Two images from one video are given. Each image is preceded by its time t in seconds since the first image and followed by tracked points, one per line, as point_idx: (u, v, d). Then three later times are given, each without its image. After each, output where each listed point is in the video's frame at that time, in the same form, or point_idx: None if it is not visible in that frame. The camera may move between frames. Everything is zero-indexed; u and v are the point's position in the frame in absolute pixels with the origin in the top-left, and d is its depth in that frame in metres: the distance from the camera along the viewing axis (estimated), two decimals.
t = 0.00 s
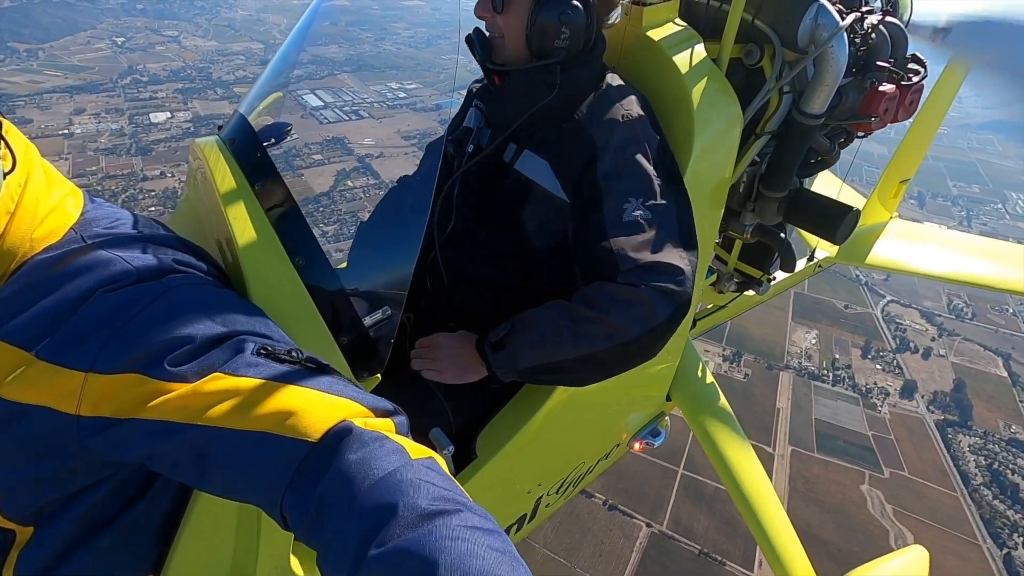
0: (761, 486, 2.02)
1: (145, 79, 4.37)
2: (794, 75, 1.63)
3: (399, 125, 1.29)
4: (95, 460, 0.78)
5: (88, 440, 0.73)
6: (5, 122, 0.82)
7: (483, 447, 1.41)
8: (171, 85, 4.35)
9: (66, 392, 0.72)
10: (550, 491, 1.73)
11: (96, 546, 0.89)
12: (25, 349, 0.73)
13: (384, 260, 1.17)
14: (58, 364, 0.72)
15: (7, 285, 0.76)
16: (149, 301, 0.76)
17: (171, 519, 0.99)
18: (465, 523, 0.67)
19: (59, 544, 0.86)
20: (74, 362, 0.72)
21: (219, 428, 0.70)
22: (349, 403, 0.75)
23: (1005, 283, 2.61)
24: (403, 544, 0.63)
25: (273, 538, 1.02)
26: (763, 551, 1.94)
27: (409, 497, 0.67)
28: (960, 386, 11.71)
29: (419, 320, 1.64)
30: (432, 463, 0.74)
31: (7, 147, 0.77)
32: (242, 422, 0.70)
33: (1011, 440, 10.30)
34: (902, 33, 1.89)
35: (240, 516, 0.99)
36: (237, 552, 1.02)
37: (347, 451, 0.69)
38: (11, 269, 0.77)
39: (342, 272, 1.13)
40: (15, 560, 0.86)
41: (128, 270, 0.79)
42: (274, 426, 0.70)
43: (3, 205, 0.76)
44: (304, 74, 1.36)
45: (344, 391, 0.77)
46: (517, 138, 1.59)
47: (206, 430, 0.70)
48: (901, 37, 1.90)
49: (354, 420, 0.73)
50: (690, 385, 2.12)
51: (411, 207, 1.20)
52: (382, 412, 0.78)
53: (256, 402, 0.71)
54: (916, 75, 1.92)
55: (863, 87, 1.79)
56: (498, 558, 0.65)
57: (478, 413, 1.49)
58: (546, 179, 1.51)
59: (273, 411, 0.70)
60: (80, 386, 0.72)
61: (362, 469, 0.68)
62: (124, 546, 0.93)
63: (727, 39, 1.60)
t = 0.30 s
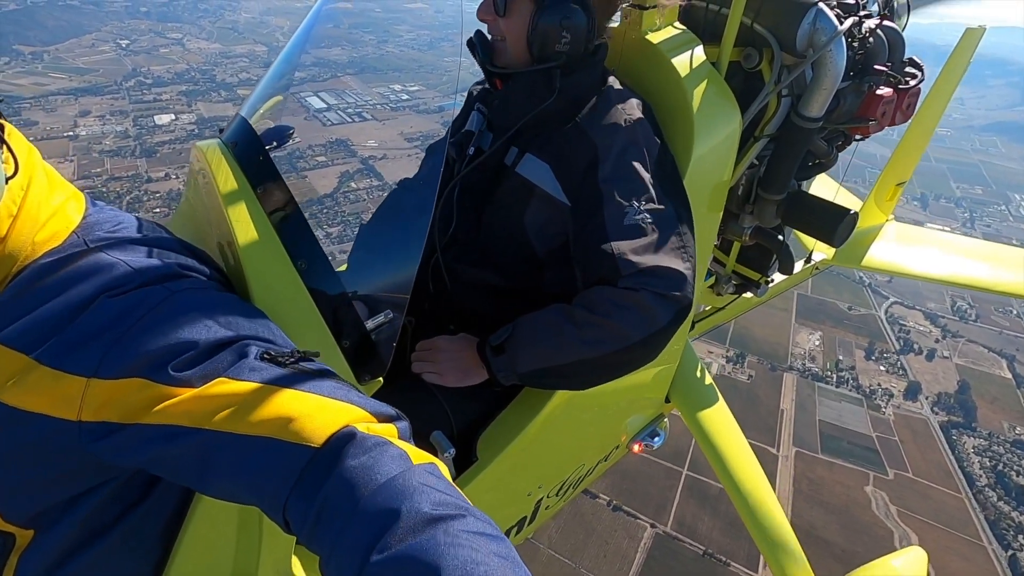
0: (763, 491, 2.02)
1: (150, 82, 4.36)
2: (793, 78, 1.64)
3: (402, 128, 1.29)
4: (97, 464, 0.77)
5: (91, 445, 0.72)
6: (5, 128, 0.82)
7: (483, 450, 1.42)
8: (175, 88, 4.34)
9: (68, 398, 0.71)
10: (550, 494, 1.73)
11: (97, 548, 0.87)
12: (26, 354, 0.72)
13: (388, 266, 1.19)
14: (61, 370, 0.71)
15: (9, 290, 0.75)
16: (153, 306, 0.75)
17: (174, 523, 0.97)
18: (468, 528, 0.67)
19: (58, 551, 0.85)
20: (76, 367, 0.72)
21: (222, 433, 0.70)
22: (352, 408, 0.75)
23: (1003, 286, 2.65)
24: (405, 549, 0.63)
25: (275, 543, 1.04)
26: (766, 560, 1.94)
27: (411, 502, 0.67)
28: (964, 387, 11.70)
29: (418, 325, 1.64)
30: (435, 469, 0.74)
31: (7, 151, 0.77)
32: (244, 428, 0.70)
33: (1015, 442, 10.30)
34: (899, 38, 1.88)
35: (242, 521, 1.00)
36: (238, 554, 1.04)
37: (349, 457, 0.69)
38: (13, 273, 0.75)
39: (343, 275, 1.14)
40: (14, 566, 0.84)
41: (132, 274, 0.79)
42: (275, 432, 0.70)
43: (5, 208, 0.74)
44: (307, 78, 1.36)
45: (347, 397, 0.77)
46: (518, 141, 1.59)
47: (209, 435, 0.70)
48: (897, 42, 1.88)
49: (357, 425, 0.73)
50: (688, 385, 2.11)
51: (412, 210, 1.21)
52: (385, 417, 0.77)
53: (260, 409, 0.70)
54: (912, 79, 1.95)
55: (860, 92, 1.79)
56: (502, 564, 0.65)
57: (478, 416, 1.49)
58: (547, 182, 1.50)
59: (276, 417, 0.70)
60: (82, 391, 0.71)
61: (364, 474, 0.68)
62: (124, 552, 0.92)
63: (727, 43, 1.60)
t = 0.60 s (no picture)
0: (764, 493, 2.03)
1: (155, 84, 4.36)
2: (797, 81, 1.63)
3: (406, 129, 1.31)
4: (107, 465, 0.77)
5: (102, 446, 0.72)
6: (10, 116, 0.76)
7: (489, 450, 1.42)
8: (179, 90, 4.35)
9: (80, 398, 0.72)
10: (553, 494, 1.73)
11: (102, 552, 0.87)
12: (37, 354, 0.72)
13: (393, 267, 1.19)
14: (72, 370, 0.72)
15: (18, 290, 0.75)
16: (164, 305, 0.76)
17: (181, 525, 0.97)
18: (479, 530, 0.67)
19: (65, 551, 0.84)
20: (88, 368, 0.72)
21: (234, 434, 0.71)
22: (364, 410, 0.75)
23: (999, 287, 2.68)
24: (417, 551, 0.63)
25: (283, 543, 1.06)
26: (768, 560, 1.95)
27: (423, 504, 0.67)
28: (969, 389, 11.68)
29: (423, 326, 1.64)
30: (446, 471, 0.74)
31: (18, 149, 0.73)
32: (256, 429, 0.70)
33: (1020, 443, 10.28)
34: (901, 40, 1.87)
35: (250, 521, 1.01)
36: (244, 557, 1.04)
37: (361, 458, 0.69)
38: (21, 273, 0.75)
39: (350, 275, 1.14)
40: (21, 567, 0.84)
41: (144, 275, 0.79)
42: (288, 433, 0.70)
43: (15, 209, 0.72)
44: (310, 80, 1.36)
45: (358, 398, 0.77)
46: (524, 142, 1.59)
47: (222, 436, 0.71)
48: (899, 44, 1.88)
49: (369, 426, 0.73)
50: (691, 384, 2.09)
51: (416, 210, 1.23)
52: (396, 419, 0.78)
53: (272, 410, 0.71)
54: (914, 81, 1.92)
55: (863, 93, 1.80)
56: (513, 567, 0.65)
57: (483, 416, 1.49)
58: (552, 183, 1.50)
59: (288, 417, 0.70)
60: (94, 392, 0.71)
61: (376, 475, 0.68)
62: (131, 553, 0.91)
63: (731, 42, 1.60)
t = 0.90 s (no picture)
0: (762, 494, 2.03)
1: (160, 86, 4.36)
2: (793, 83, 1.63)
3: (409, 131, 1.32)
4: (99, 464, 0.78)
5: (93, 445, 0.73)
6: (7, 120, 0.78)
7: (485, 451, 1.42)
8: (184, 92, 4.34)
9: (71, 397, 0.72)
10: (550, 495, 1.73)
11: (91, 553, 0.87)
12: (27, 353, 0.72)
13: (386, 270, 1.18)
14: (63, 369, 0.72)
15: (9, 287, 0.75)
16: (158, 304, 0.77)
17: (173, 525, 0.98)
18: (472, 530, 0.67)
19: (55, 551, 0.85)
20: (79, 366, 0.72)
21: (225, 432, 0.71)
22: (356, 409, 0.76)
23: (998, 289, 2.68)
24: (409, 551, 0.63)
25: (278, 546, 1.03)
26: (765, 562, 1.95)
27: (415, 504, 0.67)
28: (973, 391, 11.66)
29: (420, 326, 1.65)
30: (439, 471, 0.74)
31: (10, 150, 0.75)
32: (247, 428, 0.70)
33: None
34: (897, 43, 1.89)
35: (243, 522, 1.00)
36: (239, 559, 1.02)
37: (353, 457, 0.70)
38: (13, 269, 0.75)
39: (344, 276, 1.13)
40: (12, 567, 0.85)
41: (136, 275, 0.80)
42: (279, 431, 0.70)
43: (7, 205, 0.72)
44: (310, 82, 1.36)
45: (351, 398, 0.77)
46: (521, 143, 1.60)
47: (214, 434, 0.71)
48: (895, 46, 1.90)
49: (360, 425, 0.73)
50: (687, 386, 2.11)
51: (413, 211, 1.22)
52: (388, 418, 0.78)
53: (264, 410, 0.71)
54: (910, 83, 1.93)
55: (858, 95, 1.81)
56: (506, 567, 0.65)
57: (479, 417, 1.49)
58: (548, 183, 1.50)
59: (281, 416, 0.71)
60: (85, 391, 0.71)
61: (368, 474, 0.68)
62: (124, 552, 0.92)
63: (727, 45, 1.61)
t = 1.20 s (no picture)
0: (764, 494, 2.03)
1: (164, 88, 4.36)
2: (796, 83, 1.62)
3: (412, 134, 1.31)
4: (107, 464, 0.78)
5: (100, 444, 0.74)
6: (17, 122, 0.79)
7: (488, 451, 1.43)
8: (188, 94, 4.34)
9: (80, 396, 0.72)
10: (553, 495, 1.74)
11: (95, 555, 0.87)
12: (34, 352, 0.73)
13: (392, 271, 1.19)
14: (71, 368, 0.72)
15: (17, 289, 0.75)
16: (165, 304, 0.77)
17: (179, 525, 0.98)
18: (480, 530, 0.68)
19: (62, 550, 0.85)
20: (87, 366, 0.72)
21: (233, 432, 0.71)
22: (363, 409, 0.76)
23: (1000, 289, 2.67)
24: (418, 552, 0.64)
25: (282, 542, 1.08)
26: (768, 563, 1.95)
27: (424, 505, 0.67)
28: (977, 392, 11.65)
29: (424, 325, 1.66)
30: (446, 471, 0.75)
31: (17, 149, 0.75)
32: (256, 429, 0.71)
33: None
34: (899, 42, 1.87)
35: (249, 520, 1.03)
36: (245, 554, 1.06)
37: (361, 458, 0.70)
38: (19, 270, 0.75)
39: (350, 275, 1.14)
40: (20, 565, 0.85)
41: (143, 275, 0.80)
42: (287, 432, 0.71)
43: (13, 205, 0.72)
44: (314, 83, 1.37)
45: (358, 399, 0.78)
46: (523, 144, 1.61)
47: (222, 434, 0.71)
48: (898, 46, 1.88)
49: (368, 426, 0.74)
50: (689, 386, 2.11)
51: (415, 213, 1.23)
52: (395, 419, 0.79)
53: (273, 409, 0.71)
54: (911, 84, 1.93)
55: (861, 96, 1.80)
56: (514, 567, 0.66)
57: (482, 417, 1.50)
58: (551, 183, 1.51)
59: (289, 416, 0.71)
60: (94, 390, 0.72)
61: (377, 475, 0.69)
62: (130, 553, 0.92)
63: (730, 46, 1.60)
